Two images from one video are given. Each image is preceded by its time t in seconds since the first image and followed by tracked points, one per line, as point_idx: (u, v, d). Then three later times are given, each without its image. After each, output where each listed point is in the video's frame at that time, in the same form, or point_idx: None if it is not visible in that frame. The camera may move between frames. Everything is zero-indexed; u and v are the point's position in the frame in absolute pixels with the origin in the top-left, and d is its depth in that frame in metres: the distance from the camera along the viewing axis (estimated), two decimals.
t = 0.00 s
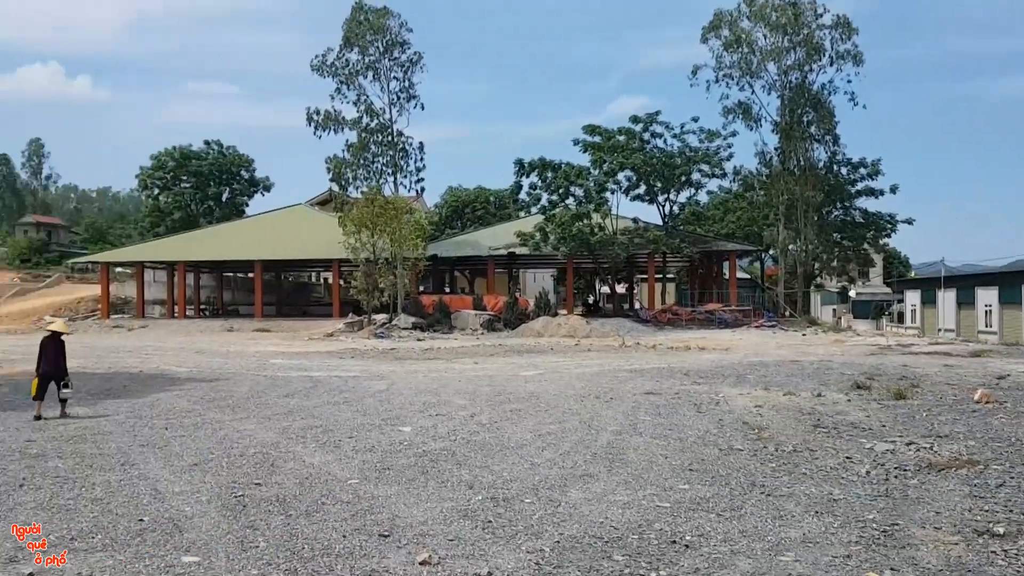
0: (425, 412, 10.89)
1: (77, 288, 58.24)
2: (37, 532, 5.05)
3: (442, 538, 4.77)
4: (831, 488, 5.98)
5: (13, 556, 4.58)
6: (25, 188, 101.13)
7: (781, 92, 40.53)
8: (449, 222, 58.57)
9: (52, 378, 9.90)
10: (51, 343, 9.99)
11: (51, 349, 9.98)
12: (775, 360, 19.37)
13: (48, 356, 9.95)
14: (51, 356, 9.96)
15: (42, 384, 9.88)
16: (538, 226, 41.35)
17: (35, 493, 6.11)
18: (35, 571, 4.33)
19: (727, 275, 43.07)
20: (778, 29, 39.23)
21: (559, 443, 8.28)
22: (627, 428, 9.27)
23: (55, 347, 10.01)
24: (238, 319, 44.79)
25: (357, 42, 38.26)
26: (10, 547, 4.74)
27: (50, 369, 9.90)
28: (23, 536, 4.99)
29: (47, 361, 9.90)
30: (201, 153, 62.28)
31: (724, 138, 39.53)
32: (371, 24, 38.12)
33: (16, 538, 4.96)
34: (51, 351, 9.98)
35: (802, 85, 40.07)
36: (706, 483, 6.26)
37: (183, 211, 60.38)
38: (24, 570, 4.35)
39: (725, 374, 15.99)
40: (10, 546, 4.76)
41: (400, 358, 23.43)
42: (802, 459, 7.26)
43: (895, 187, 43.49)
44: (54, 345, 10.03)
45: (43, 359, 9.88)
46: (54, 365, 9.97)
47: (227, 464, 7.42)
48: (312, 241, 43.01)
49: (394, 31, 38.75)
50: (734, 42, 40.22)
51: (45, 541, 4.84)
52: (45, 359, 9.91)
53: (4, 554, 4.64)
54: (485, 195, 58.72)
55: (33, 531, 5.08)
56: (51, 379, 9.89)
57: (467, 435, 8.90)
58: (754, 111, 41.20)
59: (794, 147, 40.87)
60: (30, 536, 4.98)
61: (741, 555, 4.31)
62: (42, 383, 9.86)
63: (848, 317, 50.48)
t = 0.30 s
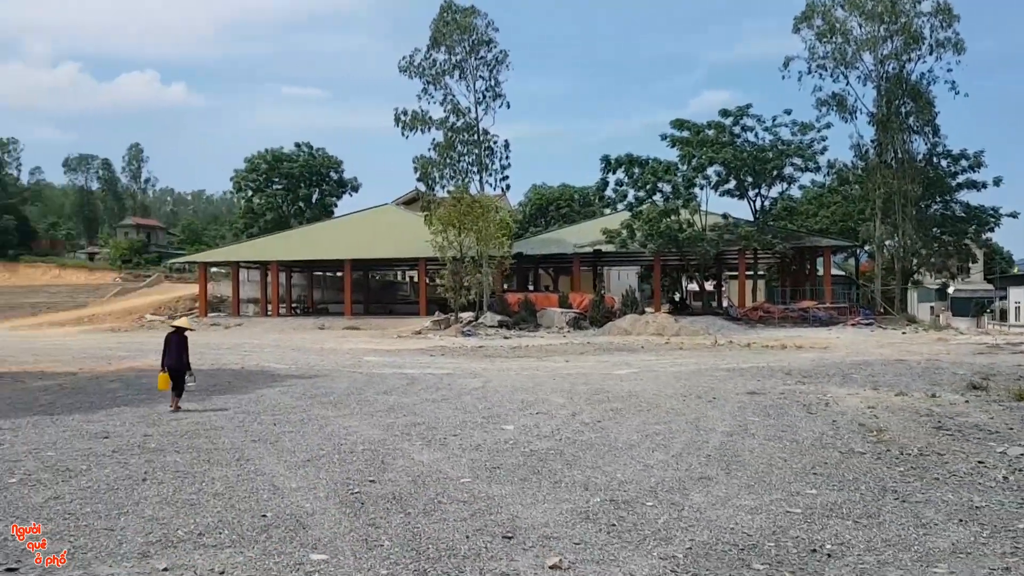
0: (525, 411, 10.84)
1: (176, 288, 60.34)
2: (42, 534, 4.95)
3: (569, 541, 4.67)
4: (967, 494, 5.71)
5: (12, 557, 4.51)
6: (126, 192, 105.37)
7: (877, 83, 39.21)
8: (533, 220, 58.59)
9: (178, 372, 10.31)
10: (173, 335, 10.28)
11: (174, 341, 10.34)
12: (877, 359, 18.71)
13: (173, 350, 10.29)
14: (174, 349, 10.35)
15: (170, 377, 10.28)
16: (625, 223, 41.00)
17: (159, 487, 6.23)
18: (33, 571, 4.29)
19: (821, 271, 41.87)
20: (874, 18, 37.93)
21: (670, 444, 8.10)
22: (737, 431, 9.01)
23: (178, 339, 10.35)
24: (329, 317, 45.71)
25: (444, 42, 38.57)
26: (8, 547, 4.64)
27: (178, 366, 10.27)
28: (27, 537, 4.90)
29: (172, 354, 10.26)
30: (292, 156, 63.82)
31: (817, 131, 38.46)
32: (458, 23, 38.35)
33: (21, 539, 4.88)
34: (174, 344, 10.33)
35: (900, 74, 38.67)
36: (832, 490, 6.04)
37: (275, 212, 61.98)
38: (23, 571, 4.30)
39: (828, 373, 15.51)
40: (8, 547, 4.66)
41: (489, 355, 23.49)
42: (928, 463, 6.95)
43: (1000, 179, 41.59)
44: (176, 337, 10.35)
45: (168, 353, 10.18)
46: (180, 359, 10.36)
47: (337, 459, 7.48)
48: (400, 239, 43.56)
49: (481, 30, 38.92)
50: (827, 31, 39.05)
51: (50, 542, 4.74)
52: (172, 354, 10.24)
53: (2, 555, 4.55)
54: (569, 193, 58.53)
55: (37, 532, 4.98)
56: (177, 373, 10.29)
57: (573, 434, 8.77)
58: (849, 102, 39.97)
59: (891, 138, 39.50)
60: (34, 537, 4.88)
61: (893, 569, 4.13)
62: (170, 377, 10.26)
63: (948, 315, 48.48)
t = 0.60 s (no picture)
0: (612, 411, 10.65)
1: (255, 287, 61.62)
2: (37, 533, 4.88)
3: (684, 549, 4.49)
4: None
5: (12, 556, 4.49)
6: (206, 194, 108.13)
7: (966, 74, 37.74)
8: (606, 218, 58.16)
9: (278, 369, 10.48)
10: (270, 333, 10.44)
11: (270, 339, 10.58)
12: (974, 361, 17.91)
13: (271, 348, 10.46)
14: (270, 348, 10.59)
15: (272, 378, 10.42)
16: (702, 220, 40.35)
17: (255, 486, 6.22)
18: (32, 570, 4.24)
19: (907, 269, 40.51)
20: (963, 6, 36.50)
21: (770, 449, 7.82)
22: (837, 435, 8.64)
23: (276, 337, 10.53)
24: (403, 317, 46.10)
25: (518, 41, 38.47)
26: (8, 548, 4.61)
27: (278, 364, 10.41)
28: (23, 536, 4.82)
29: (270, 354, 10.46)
30: (366, 157, 64.60)
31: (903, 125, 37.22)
32: (532, 22, 38.22)
33: (15, 538, 4.80)
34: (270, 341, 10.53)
35: (991, 65, 37.16)
36: (954, 499, 5.73)
37: (350, 213, 62.82)
38: (21, 570, 4.26)
39: (924, 374, 14.91)
40: (7, 548, 4.62)
41: (567, 355, 23.27)
42: None
43: None
44: (273, 334, 10.55)
45: (267, 351, 10.34)
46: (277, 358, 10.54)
47: (429, 459, 7.39)
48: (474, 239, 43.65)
49: (555, 27, 38.72)
50: (912, 21, 37.73)
51: (45, 541, 4.71)
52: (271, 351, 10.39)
53: (2, 554, 4.53)
54: (643, 191, 57.90)
55: (33, 531, 4.91)
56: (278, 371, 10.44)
57: (666, 437, 8.53)
58: (936, 94, 38.58)
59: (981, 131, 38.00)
60: (30, 536, 4.81)
61: None
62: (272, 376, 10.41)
63: None
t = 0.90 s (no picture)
0: (676, 414, 10.40)
1: (305, 288, 62.18)
2: (37, 533, 4.89)
3: (778, 566, 4.26)
4: None
5: (12, 558, 4.49)
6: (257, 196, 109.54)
7: None
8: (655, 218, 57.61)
9: (346, 371, 10.45)
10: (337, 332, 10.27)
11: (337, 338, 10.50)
12: None
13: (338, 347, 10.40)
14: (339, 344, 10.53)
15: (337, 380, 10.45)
16: (755, 219, 39.70)
17: (321, 489, 6.10)
18: (29, 571, 4.25)
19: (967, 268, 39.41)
20: None
21: (847, 456, 7.55)
22: (917, 441, 8.30)
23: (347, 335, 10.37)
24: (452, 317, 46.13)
25: (567, 40, 38.23)
26: (8, 548, 4.62)
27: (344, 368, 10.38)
28: (23, 536, 4.84)
29: (337, 353, 10.39)
30: (414, 158, 64.80)
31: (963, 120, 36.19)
32: (581, 20, 37.94)
33: (15, 538, 4.82)
34: (338, 340, 10.42)
35: None
36: None
37: (399, 213, 63.09)
38: (20, 570, 4.27)
39: (995, 377, 14.38)
40: (7, 548, 4.64)
41: (619, 356, 22.96)
42: None
43: None
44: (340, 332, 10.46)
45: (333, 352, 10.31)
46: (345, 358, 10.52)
47: (495, 464, 7.18)
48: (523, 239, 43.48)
49: (604, 25, 38.41)
50: (972, 13, 36.66)
51: (45, 542, 4.71)
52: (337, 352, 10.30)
53: (2, 556, 4.52)
54: (692, 189, 57.22)
55: (33, 531, 4.92)
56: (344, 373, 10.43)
57: (737, 442, 8.28)
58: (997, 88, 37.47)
59: None
60: (30, 536, 4.82)
61: None
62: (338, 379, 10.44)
63: None
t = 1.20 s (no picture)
0: (733, 415, 10.13)
1: (345, 288, 62.46)
2: (38, 533, 4.81)
3: None
4: None
5: (11, 557, 4.42)
6: (297, 198, 110.62)
7: None
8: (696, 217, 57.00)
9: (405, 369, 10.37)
10: (396, 334, 9.99)
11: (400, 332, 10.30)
12: None
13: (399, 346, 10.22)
14: (403, 339, 10.35)
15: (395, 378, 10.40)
16: (800, 217, 39.03)
17: (382, 491, 5.94)
18: (31, 571, 4.19)
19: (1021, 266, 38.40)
20: None
21: (923, 460, 7.24)
22: (994, 445, 7.95)
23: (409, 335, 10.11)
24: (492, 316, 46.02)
25: (609, 37, 37.91)
26: (8, 548, 4.54)
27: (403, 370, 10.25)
28: (22, 536, 4.77)
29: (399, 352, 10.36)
30: (454, 157, 64.79)
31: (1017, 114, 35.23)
32: (624, 17, 37.60)
33: (15, 538, 4.75)
34: (400, 337, 10.35)
35: None
36: None
37: (438, 213, 63.16)
38: (20, 571, 4.21)
39: None
40: (7, 547, 4.56)
41: (666, 355, 22.61)
42: None
43: None
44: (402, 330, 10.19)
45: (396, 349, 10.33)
46: (408, 351, 10.40)
47: (556, 465, 6.93)
48: (563, 238, 43.19)
49: (647, 22, 38.02)
50: None
51: (45, 541, 4.63)
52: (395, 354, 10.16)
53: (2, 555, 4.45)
54: (735, 187, 56.50)
55: (34, 531, 4.84)
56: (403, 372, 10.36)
57: (804, 445, 8.01)
58: None
59: None
60: (31, 536, 4.75)
61: None
62: (397, 375, 10.44)
63: None
